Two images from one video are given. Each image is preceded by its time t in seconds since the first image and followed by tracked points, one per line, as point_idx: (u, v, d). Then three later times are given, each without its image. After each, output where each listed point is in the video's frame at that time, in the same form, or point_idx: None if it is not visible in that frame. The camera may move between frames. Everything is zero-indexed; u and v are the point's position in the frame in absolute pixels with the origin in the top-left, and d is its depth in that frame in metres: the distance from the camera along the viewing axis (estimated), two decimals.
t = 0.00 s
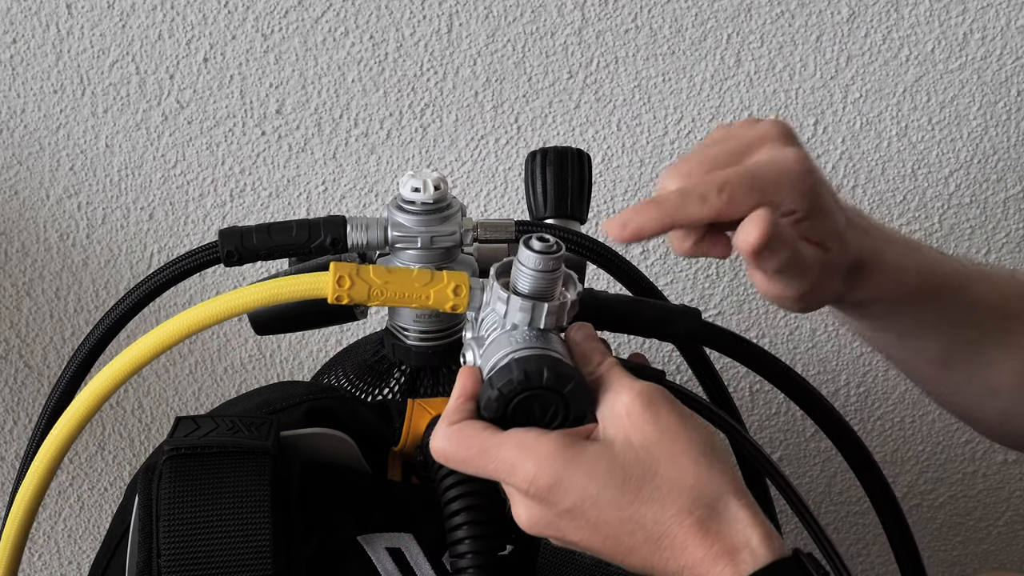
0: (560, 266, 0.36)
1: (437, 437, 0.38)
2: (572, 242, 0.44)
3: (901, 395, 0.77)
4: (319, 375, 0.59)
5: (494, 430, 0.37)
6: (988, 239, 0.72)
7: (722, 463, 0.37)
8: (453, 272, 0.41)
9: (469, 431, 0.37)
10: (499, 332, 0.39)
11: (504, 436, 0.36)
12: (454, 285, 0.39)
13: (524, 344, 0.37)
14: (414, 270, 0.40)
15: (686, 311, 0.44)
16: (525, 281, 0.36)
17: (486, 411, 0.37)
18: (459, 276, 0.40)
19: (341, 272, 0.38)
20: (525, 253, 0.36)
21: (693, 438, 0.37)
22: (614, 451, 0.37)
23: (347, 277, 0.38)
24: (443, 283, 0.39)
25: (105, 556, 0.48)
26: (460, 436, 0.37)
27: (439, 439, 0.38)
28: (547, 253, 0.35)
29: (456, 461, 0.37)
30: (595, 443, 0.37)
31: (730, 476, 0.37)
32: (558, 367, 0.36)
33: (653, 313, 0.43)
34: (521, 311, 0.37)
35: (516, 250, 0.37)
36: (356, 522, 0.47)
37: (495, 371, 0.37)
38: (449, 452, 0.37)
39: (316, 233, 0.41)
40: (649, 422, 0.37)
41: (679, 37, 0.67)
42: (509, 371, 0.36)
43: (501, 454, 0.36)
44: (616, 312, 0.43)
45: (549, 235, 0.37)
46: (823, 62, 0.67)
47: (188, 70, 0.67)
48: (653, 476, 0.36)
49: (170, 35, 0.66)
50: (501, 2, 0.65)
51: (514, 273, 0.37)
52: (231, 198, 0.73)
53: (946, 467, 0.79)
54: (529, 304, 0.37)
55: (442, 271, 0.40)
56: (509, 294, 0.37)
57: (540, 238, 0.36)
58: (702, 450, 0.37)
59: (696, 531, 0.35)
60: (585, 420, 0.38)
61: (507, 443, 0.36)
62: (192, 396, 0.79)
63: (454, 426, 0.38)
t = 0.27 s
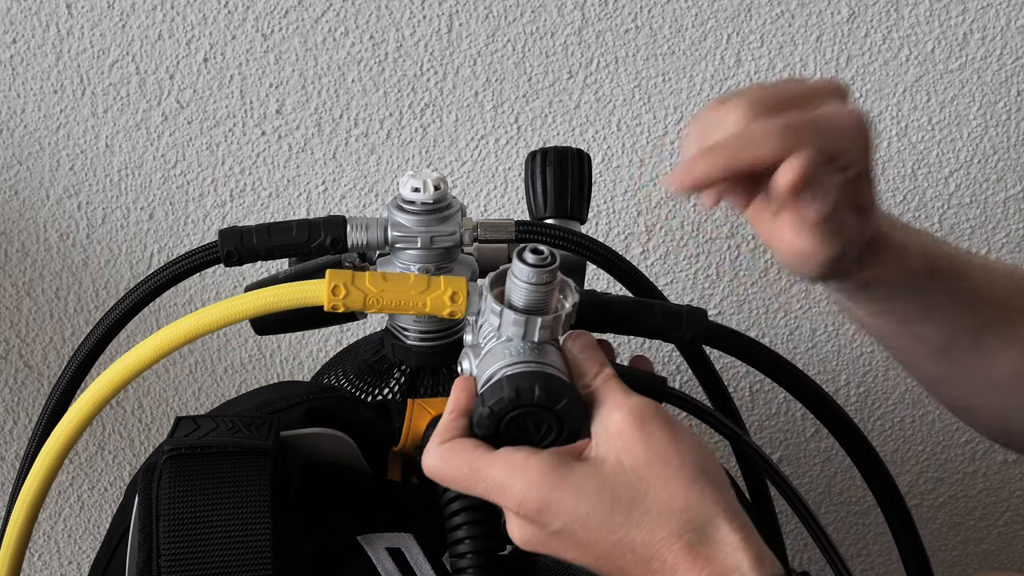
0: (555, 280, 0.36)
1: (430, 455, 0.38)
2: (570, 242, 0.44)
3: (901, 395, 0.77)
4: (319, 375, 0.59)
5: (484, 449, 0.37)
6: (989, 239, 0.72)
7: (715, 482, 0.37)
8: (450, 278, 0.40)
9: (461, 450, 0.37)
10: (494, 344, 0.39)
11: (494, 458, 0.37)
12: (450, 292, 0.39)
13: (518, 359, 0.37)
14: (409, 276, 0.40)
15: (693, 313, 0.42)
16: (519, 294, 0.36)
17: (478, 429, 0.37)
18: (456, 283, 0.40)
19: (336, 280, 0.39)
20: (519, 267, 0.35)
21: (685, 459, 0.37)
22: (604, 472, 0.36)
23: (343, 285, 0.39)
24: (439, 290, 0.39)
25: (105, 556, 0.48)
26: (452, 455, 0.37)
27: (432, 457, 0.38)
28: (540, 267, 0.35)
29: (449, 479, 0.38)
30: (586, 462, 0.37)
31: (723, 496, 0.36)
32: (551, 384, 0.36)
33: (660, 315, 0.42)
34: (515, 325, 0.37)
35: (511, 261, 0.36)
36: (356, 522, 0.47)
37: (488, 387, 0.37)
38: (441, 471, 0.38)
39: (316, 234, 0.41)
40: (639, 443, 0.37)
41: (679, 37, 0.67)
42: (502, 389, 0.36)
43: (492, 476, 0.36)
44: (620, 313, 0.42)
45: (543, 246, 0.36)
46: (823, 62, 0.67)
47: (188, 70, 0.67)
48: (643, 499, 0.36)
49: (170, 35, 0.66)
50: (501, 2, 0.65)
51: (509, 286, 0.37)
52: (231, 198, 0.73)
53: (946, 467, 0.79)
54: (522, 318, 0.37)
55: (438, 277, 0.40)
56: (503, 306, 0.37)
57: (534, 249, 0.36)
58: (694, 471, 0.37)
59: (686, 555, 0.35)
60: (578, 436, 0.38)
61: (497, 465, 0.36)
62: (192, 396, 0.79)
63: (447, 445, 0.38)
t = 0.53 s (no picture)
0: (533, 293, 0.36)
1: (412, 473, 0.39)
2: (571, 242, 0.44)
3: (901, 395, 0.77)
4: (318, 375, 0.59)
5: (466, 465, 0.37)
6: (989, 239, 0.72)
7: (695, 496, 0.37)
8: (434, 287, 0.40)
9: (442, 467, 0.37)
10: (477, 357, 0.39)
11: (474, 476, 0.37)
12: (433, 303, 0.39)
13: (499, 373, 0.37)
14: (392, 287, 0.39)
15: (682, 317, 0.41)
16: (496, 308, 0.37)
17: (459, 445, 0.38)
18: (439, 293, 0.40)
19: (317, 295, 0.38)
20: (496, 281, 0.36)
21: (665, 474, 0.37)
22: (584, 489, 0.36)
23: (324, 300, 0.38)
24: (421, 301, 0.39)
25: (105, 556, 0.48)
26: (434, 471, 0.38)
27: (414, 474, 0.38)
28: (516, 282, 0.36)
29: (431, 496, 0.38)
30: (568, 478, 0.37)
31: (704, 511, 0.37)
32: (530, 401, 0.36)
33: (647, 321, 0.41)
34: (495, 338, 0.37)
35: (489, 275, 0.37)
36: (356, 521, 0.47)
37: (468, 403, 0.37)
38: (424, 489, 0.38)
39: (316, 234, 0.41)
40: (619, 458, 0.37)
41: (679, 37, 0.67)
42: (481, 405, 0.36)
43: (471, 493, 0.37)
44: (604, 319, 0.40)
45: (521, 259, 0.37)
46: (823, 62, 0.67)
47: (188, 70, 0.67)
48: (623, 515, 0.36)
49: (170, 35, 0.66)
50: (501, 2, 0.65)
51: (488, 301, 0.37)
52: (231, 198, 0.73)
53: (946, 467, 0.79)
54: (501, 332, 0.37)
55: (422, 289, 0.40)
56: (481, 321, 0.37)
57: (512, 262, 0.36)
58: (675, 486, 0.37)
59: (667, 571, 0.35)
60: (560, 451, 0.38)
61: (476, 483, 0.37)
62: (191, 396, 0.79)
63: (429, 461, 0.38)
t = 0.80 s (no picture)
0: (533, 289, 0.36)
1: (413, 469, 0.39)
2: (571, 242, 0.43)
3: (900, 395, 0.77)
4: (318, 375, 0.59)
5: (466, 460, 0.37)
6: (988, 239, 0.72)
7: (695, 491, 0.37)
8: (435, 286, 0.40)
9: (443, 462, 0.37)
10: (477, 354, 0.39)
11: (474, 471, 0.37)
12: (435, 301, 0.39)
13: (500, 369, 0.37)
14: (394, 285, 0.40)
15: (682, 317, 0.40)
16: (498, 305, 0.37)
17: (459, 440, 0.38)
18: (441, 292, 0.40)
19: (320, 292, 0.38)
20: (497, 278, 0.36)
21: (664, 468, 0.37)
22: (584, 483, 0.36)
23: (326, 298, 0.38)
24: (423, 300, 0.39)
25: (105, 556, 0.48)
26: (435, 466, 0.38)
27: (414, 470, 0.38)
28: (517, 279, 0.35)
29: (431, 492, 0.38)
30: (568, 473, 0.37)
31: (703, 506, 0.37)
32: (530, 396, 0.36)
33: (646, 321, 0.40)
34: (495, 334, 0.37)
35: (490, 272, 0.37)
36: (356, 521, 0.47)
37: (469, 399, 0.37)
38: (424, 485, 0.38)
39: (316, 234, 0.41)
40: (619, 453, 0.37)
41: (679, 37, 0.67)
42: (482, 401, 0.36)
43: (472, 488, 0.37)
44: (603, 319, 0.40)
45: (522, 256, 0.37)
46: (823, 62, 0.67)
47: (188, 70, 0.67)
48: (622, 510, 0.36)
49: (170, 35, 0.66)
50: (501, 2, 0.65)
51: (490, 297, 0.37)
52: (231, 198, 0.73)
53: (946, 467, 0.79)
54: (502, 328, 0.37)
55: (423, 288, 0.40)
56: (482, 318, 0.37)
57: (512, 259, 0.36)
58: (675, 481, 0.37)
59: (667, 565, 0.35)
60: (560, 447, 0.38)
61: (477, 478, 0.37)
62: (191, 396, 0.79)
63: (430, 457, 0.38)
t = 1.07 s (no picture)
0: (519, 291, 0.36)
1: (406, 472, 0.39)
2: (572, 242, 0.44)
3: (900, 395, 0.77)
4: (318, 375, 0.59)
5: (457, 461, 0.37)
6: (988, 239, 0.73)
7: (687, 484, 0.37)
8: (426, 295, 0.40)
9: (435, 464, 0.37)
10: (467, 356, 0.39)
11: (465, 471, 0.37)
12: (426, 309, 0.39)
13: (489, 370, 0.37)
14: (386, 295, 0.40)
15: (672, 316, 0.41)
16: (485, 308, 0.37)
17: (450, 442, 0.38)
18: (432, 299, 0.40)
19: (312, 304, 0.39)
20: (482, 281, 0.36)
21: (655, 463, 0.37)
22: (574, 481, 0.36)
23: (319, 309, 0.39)
24: (414, 309, 0.39)
25: (105, 556, 0.48)
26: (427, 469, 0.38)
27: (408, 473, 0.38)
28: (502, 281, 0.36)
29: (425, 494, 0.38)
30: (558, 471, 0.37)
31: (695, 498, 0.36)
32: (519, 395, 0.36)
33: (637, 321, 0.40)
34: (483, 337, 0.37)
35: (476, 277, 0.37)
36: (356, 522, 0.47)
37: (459, 401, 0.37)
38: (418, 487, 0.38)
39: (316, 234, 0.41)
40: (609, 450, 0.37)
41: (679, 37, 0.67)
42: (471, 402, 0.36)
43: (463, 489, 0.37)
44: (595, 321, 0.40)
45: (506, 260, 0.37)
46: (823, 62, 0.67)
47: (188, 70, 0.67)
48: (613, 506, 0.36)
49: (170, 35, 0.66)
50: (501, 2, 0.65)
51: (477, 302, 0.37)
52: (231, 198, 0.73)
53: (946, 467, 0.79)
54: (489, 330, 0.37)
55: (415, 296, 0.40)
56: (469, 322, 0.38)
57: (497, 262, 0.37)
58: (665, 474, 0.36)
59: (659, 559, 0.35)
60: (551, 445, 0.38)
61: (468, 478, 0.37)
62: (191, 396, 0.79)
63: (422, 460, 0.38)
